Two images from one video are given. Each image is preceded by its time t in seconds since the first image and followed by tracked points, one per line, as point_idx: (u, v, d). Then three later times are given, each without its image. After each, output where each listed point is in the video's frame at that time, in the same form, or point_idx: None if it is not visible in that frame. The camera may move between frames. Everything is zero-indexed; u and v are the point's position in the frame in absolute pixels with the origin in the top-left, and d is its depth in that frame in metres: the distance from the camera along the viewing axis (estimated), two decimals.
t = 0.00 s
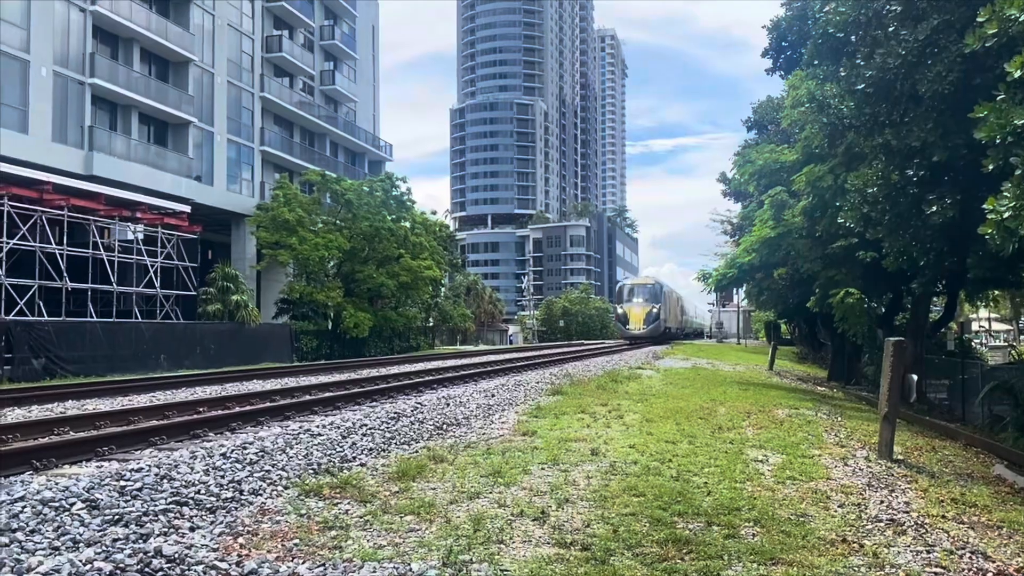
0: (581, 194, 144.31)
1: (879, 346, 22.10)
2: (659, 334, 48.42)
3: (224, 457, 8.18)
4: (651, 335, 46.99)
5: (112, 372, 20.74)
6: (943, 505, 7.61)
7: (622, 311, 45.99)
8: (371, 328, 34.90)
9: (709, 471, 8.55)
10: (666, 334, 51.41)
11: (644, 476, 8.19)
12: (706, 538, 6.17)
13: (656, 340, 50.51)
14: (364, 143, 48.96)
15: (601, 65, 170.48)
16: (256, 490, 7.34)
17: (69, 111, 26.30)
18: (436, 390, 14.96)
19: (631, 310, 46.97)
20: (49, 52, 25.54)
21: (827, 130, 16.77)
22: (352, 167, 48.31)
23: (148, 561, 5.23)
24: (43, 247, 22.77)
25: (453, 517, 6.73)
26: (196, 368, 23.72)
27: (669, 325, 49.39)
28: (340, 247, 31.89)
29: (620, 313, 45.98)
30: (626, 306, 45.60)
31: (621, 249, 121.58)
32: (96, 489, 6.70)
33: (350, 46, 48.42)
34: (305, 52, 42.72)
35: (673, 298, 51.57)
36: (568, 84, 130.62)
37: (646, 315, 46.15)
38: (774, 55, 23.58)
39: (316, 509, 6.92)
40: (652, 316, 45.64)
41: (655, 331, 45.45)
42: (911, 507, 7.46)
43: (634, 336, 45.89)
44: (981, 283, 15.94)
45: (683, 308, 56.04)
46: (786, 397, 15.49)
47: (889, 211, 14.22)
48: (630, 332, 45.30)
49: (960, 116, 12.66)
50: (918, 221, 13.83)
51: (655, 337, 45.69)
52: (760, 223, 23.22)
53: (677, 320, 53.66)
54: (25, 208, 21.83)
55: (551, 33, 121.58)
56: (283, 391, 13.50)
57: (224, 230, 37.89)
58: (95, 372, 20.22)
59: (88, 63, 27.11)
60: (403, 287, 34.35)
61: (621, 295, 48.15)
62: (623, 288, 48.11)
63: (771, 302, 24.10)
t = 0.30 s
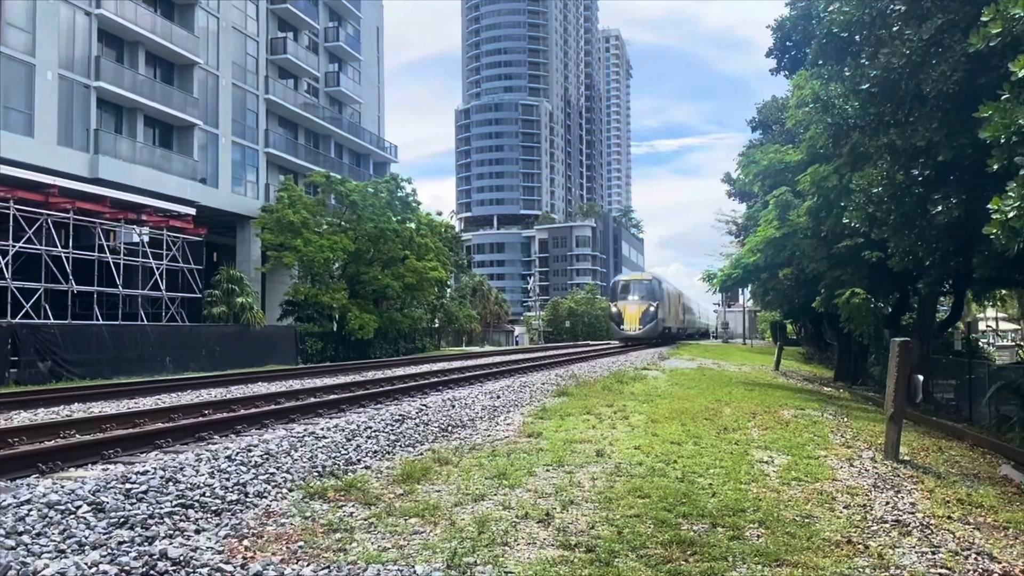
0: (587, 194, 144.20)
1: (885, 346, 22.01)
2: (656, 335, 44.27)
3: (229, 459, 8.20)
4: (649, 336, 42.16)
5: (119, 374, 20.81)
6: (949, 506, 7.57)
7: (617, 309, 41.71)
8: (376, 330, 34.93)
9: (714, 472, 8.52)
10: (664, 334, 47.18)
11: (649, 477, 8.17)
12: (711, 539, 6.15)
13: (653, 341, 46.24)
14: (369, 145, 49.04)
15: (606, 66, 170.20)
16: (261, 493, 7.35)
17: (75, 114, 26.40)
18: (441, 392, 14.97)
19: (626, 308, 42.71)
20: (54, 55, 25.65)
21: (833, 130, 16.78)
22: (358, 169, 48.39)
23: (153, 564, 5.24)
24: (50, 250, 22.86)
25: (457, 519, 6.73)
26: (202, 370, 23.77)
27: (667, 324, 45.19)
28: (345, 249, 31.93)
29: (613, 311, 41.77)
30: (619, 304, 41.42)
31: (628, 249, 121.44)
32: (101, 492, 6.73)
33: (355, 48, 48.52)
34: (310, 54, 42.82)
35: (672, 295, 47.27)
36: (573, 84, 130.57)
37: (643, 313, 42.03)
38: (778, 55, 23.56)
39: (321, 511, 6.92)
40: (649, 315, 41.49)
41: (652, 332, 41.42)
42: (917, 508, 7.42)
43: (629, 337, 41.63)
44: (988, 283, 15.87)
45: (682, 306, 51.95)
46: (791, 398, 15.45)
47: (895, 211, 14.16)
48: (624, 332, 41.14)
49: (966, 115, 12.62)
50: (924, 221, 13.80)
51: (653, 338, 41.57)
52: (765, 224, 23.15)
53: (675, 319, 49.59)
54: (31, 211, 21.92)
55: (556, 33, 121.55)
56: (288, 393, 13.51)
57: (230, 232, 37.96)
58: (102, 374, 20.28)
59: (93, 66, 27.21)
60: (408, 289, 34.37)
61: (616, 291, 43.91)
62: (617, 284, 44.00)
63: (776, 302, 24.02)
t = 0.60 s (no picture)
0: (593, 193, 144.10)
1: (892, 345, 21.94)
2: (656, 336, 37.20)
3: (237, 459, 8.22)
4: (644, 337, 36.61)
5: (126, 375, 20.90)
6: (957, 506, 7.54)
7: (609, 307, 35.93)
8: (383, 331, 34.98)
9: (721, 472, 8.51)
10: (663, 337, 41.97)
11: (656, 477, 8.15)
12: (718, 539, 6.14)
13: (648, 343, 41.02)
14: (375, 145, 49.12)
15: (612, 66, 169.81)
16: (269, 493, 7.37)
17: (82, 116, 26.52)
18: (447, 392, 14.97)
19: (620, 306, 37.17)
20: (61, 57, 25.76)
21: (839, 129, 16.77)
22: (364, 170, 48.50)
23: (162, 564, 5.26)
24: (57, 251, 22.94)
25: (464, 519, 6.74)
26: (209, 370, 23.83)
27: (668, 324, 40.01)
28: (351, 249, 31.97)
29: (604, 310, 36.49)
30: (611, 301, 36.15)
31: (634, 249, 121.36)
32: (110, 492, 6.75)
33: (361, 48, 48.64)
34: (316, 55, 42.94)
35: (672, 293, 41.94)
36: (579, 84, 130.46)
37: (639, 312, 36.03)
38: (784, 54, 23.65)
39: (328, 512, 6.95)
40: (646, 313, 35.99)
41: (649, 333, 36.12)
42: (925, 507, 7.40)
43: (623, 340, 36.17)
44: (996, 282, 15.80)
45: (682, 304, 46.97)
46: (798, 397, 15.42)
47: (902, 210, 14.12)
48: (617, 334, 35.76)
49: (973, 113, 12.57)
50: (931, 220, 13.77)
51: (651, 339, 36.23)
52: (772, 223, 23.07)
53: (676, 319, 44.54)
54: (39, 213, 22.01)
55: (562, 33, 121.47)
56: (295, 393, 13.53)
57: (237, 233, 38.06)
58: (110, 375, 20.37)
59: (100, 68, 27.31)
60: (414, 289, 34.41)
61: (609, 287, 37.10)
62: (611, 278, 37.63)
63: (783, 301, 23.95)
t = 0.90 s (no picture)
0: (601, 192, 143.98)
1: (903, 344, 21.85)
2: (652, 333, 34.85)
3: (247, 457, 8.26)
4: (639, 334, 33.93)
5: (137, 374, 21.00)
6: (968, 504, 7.51)
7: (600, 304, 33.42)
8: (392, 330, 35.03)
9: (731, 470, 8.49)
10: (661, 337, 38.42)
11: (665, 475, 8.14)
12: (728, 537, 6.14)
13: (643, 344, 37.27)
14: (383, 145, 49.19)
15: (620, 64, 169.52)
16: (279, 490, 7.40)
17: (92, 116, 26.66)
18: (457, 390, 14.97)
19: (613, 302, 34.85)
20: (72, 58, 25.91)
21: (849, 126, 16.92)
22: (373, 169, 48.57)
23: (173, 560, 5.29)
24: (68, 251, 23.09)
25: (474, 517, 6.76)
26: (219, 369, 23.92)
27: (666, 322, 36.55)
28: (360, 249, 32.03)
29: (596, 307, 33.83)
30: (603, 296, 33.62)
31: (643, 248, 121.19)
32: (121, 490, 6.79)
33: (369, 48, 48.76)
34: (324, 55, 43.04)
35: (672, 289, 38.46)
36: (588, 83, 130.37)
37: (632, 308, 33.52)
38: (793, 51, 23.59)
39: (338, 509, 6.97)
40: (640, 311, 33.61)
41: (643, 331, 33.69)
42: (935, 506, 7.36)
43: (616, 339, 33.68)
44: (1008, 280, 15.70)
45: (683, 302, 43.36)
46: (807, 395, 15.37)
47: (911, 207, 14.07)
48: (608, 331, 33.10)
49: (983, 110, 12.51)
50: (942, 217, 13.72)
51: (644, 337, 33.87)
52: (781, 221, 23.00)
53: (677, 319, 41.14)
54: (51, 213, 22.15)
55: (570, 32, 121.39)
56: (304, 392, 13.57)
57: (246, 233, 38.20)
58: (121, 374, 20.48)
59: (111, 68, 27.46)
60: (423, 288, 34.44)
61: (601, 281, 34.73)
62: (604, 272, 35.51)
63: (793, 300, 23.86)
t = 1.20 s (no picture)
0: (612, 190, 143.79)
1: (916, 342, 21.72)
2: (648, 335, 30.71)
3: (260, 456, 8.29)
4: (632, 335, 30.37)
5: (150, 372, 21.14)
6: (983, 504, 7.46)
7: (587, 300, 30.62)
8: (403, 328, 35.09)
9: (744, 469, 8.47)
10: (661, 336, 34.48)
11: (678, 475, 8.12)
12: (741, 537, 6.12)
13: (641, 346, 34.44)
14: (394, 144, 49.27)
15: (631, 61, 169.01)
16: (292, 489, 7.43)
17: (105, 116, 26.83)
18: (468, 389, 14.97)
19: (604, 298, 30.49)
20: (85, 58, 26.07)
21: (862, 124, 16.84)
22: (384, 168, 48.66)
23: (187, 558, 5.32)
24: (82, 250, 23.25)
25: (486, 515, 6.76)
26: (232, 368, 24.03)
27: (665, 320, 32.69)
28: (372, 247, 32.09)
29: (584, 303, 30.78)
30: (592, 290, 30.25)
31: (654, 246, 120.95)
32: (135, 488, 6.83)
33: (380, 47, 48.87)
34: (336, 54, 43.16)
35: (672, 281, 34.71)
36: (598, 81, 130.20)
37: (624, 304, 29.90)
38: (806, 48, 23.51)
39: (351, 507, 6.99)
40: (634, 308, 29.92)
41: (638, 331, 30.00)
42: (950, 506, 7.31)
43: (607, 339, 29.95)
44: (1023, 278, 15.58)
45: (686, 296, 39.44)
46: (819, 394, 15.31)
47: (925, 205, 14.00)
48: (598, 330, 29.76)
49: (998, 107, 12.41)
50: (956, 215, 13.64)
51: (639, 337, 30.20)
52: (793, 219, 22.89)
53: (680, 316, 37.40)
54: (64, 213, 22.31)
55: (581, 30, 121.21)
56: (317, 390, 13.62)
57: (258, 232, 38.36)
58: (134, 372, 20.61)
59: (123, 68, 27.62)
60: (434, 287, 34.50)
61: (590, 273, 31.17)
62: (594, 263, 31.68)
63: (805, 298, 23.76)
